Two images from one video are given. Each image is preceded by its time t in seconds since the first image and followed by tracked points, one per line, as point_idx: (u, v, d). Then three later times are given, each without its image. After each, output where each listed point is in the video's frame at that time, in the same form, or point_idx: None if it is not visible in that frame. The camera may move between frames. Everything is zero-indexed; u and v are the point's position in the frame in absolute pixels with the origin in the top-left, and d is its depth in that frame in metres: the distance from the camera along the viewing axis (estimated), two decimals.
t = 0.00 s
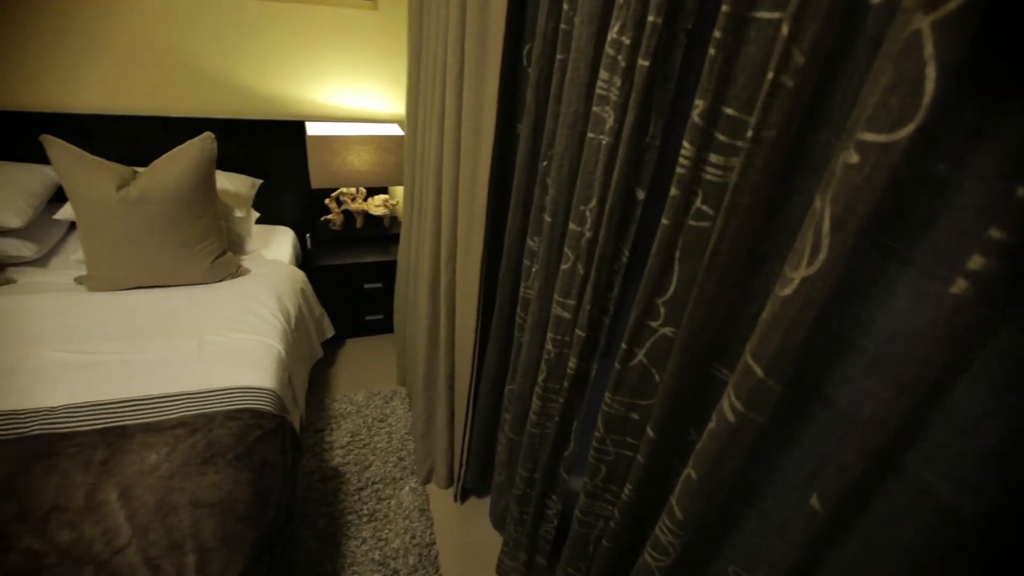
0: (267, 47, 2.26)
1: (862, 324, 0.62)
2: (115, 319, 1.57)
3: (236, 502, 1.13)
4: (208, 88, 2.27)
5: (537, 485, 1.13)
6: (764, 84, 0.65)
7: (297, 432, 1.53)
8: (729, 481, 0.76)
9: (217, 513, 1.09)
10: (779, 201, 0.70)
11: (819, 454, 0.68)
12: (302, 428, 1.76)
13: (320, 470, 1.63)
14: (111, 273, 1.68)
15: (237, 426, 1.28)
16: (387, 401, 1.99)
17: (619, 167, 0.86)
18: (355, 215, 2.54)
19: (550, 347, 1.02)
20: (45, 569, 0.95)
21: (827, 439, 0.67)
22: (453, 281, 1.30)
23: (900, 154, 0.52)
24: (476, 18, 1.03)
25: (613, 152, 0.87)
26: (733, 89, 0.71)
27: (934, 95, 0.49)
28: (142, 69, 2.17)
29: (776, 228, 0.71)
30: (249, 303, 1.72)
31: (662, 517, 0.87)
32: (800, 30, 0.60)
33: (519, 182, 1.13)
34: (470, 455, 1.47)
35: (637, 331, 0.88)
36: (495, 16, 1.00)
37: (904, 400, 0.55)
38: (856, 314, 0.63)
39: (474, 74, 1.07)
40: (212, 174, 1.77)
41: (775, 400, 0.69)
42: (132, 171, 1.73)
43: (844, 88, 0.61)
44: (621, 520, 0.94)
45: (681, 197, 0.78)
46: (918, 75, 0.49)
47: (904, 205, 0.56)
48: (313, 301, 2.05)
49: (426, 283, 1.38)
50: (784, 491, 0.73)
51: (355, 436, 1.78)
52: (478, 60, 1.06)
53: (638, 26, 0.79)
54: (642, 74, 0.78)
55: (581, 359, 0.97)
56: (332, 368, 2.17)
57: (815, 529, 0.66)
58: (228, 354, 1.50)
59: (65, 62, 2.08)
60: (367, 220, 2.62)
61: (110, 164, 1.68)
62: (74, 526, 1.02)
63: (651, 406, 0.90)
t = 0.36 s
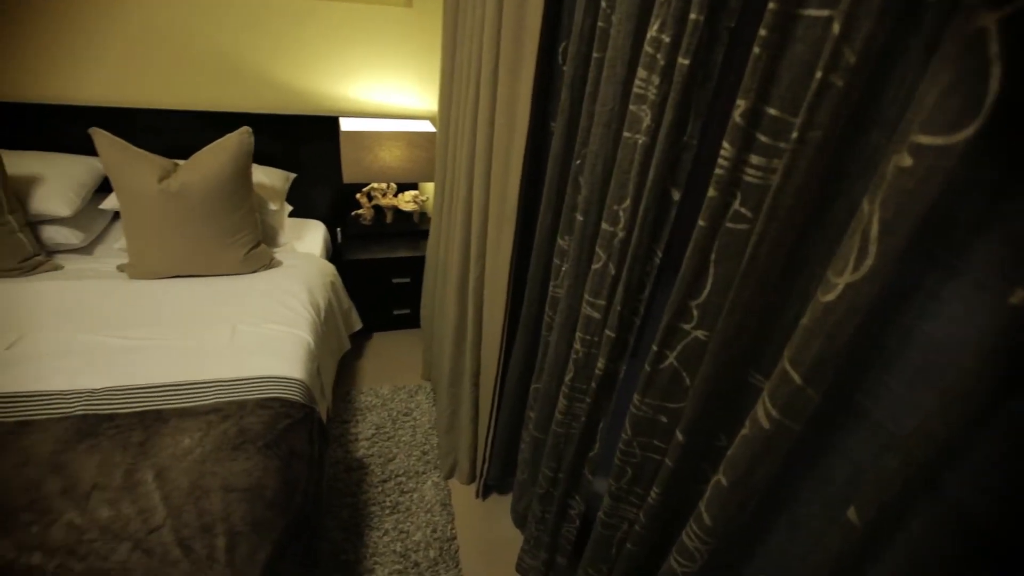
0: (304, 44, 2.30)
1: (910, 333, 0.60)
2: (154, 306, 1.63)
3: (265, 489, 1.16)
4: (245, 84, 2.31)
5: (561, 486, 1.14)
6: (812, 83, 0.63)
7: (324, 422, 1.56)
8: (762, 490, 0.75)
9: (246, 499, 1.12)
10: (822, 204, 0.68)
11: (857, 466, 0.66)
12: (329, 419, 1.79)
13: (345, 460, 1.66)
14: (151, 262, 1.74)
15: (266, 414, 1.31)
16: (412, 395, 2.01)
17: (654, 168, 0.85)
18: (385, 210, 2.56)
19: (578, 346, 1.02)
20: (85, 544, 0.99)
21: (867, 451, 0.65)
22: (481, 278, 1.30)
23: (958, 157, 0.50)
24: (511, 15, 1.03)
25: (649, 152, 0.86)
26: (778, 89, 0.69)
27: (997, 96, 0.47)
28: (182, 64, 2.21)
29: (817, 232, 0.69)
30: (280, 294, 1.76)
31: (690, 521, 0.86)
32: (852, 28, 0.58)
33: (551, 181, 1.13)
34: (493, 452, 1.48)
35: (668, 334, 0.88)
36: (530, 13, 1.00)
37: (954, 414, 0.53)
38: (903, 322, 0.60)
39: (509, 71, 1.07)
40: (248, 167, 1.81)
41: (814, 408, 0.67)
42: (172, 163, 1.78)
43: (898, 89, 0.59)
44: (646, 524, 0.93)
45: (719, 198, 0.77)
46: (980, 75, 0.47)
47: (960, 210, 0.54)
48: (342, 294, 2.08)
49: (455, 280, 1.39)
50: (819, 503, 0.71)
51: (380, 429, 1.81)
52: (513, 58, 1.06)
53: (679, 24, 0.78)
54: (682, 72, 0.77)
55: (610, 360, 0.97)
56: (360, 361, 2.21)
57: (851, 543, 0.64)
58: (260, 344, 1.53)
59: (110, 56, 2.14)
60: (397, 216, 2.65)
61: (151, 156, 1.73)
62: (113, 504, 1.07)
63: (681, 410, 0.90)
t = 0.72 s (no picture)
0: (339, 41, 2.31)
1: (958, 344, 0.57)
2: (190, 294, 1.68)
3: (292, 476, 1.18)
4: (280, 80, 2.33)
5: (584, 486, 1.14)
6: (862, 83, 0.61)
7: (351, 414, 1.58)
8: (794, 500, 0.73)
9: (274, 485, 1.15)
10: (868, 208, 0.66)
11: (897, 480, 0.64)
12: (355, 410, 1.82)
13: (369, 452, 1.68)
14: (187, 252, 1.79)
15: (295, 403, 1.34)
16: (437, 390, 2.02)
17: (690, 168, 0.84)
18: (415, 205, 2.59)
19: (607, 346, 1.03)
20: (122, 521, 1.04)
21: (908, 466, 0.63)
22: (509, 275, 1.30)
23: (1018, 161, 0.48)
24: (548, 13, 1.03)
25: (686, 152, 0.85)
26: (824, 88, 0.67)
27: None
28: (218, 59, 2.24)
29: (860, 237, 0.67)
30: (311, 286, 1.79)
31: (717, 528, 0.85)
32: (907, 26, 0.57)
33: (583, 180, 1.12)
34: (516, 450, 1.48)
35: (701, 337, 0.87)
36: (567, 11, 0.99)
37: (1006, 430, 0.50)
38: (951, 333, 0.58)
39: (544, 70, 1.07)
40: (282, 161, 1.85)
41: (853, 419, 0.65)
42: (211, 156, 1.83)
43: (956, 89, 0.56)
44: (671, 529, 0.93)
45: (758, 200, 0.76)
46: None
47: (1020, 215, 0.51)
48: (370, 288, 2.11)
49: (483, 277, 1.39)
50: (853, 516, 0.69)
51: (404, 423, 1.83)
52: (549, 56, 1.06)
53: (721, 20, 0.76)
54: (723, 72, 0.76)
55: (639, 361, 0.98)
56: (386, 354, 2.24)
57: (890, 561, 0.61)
58: (290, 335, 1.57)
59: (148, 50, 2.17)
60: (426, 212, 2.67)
61: (192, 149, 1.78)
62: (148, 485, 1.10)
63: (711, 415, 0.89)
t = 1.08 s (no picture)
0: (375, 39, 2.33)
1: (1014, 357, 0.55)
2: (226, 284, 1.73)
3: (319, 465, 1.20)
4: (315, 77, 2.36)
5: (608, 487, 1.15)
6: (916, 83, 0.59)
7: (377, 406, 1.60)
8: (829, 511, 0.71)
9: (302, 473, 1.17)
10: (919, 212, 0.64)
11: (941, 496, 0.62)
12: (381, 403, 1.85)
13: (394, 445, 1.70)
14: (222, 243, 1.84)
15: (324, 394, 1.37)
16: (461, 385, 2.03)
17: (728, 170, 0.83)
18: (445, 202, 2.58)
19: (636, 348, 1.03)
20: (158, 502, 1.07)
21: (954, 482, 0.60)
22: (539, 274, 1.30)
23: None
24: (585, 11, 1.02)
25: (725, 153, 0.84)
26: (874, 88, 0.64)
27: None
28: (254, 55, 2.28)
29: (909, 243, 0.65)
30: (342, 279, 1.83)
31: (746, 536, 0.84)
32: (969, 25, 0.55)
33: (617, 180, 1.12)
34: (539, 448, 1.48)
35: (735, 341, 0.86)
36: (605, 10, 0.99)
37: None
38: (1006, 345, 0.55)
39: (580, 68, 1.07)
40: (316, 156, 1.88)
41: (896, 431, 0.63)
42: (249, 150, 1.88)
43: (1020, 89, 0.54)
44: (698, 535, 0.92)
45: (800, 202, 0.74)
46: None
47: None
48: (398, 283, 2.13)
49: (512, 275, 1.40)
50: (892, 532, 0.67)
51: (428, 417, 1.85)
52: (584, 54, 1.05)
53: (766, 18, 0.75)
54: (767, 71, 0.75)
55: (668, 364, 0.98)
56: (413, 349, 2.26)
57: None
58: (320, 326, 1.60)
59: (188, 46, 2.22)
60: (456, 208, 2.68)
61: (230, 143, 1.83)
62: (183, 467, 1.14)
63: (743, 421, 0.88)
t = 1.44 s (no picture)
0: (407, 36, 2.34)
1: None
2: (258, 275, 1.77)
3: (344, 456, 1.22)
4: (346, 73, 2.38)
5: (631, 490, 1.15)
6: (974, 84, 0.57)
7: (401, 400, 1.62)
8: (864, 525, 0.69)
9: (327, 463, 1.19)
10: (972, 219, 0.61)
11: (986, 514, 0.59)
12: (404, 397, 1.87)
13: (417, 439, 1.72)
14: (255, 235, 1.89)
15: (350, 386, 1.39)
16: (485, 382, 2.04)
17: (766, 172, 0.81)
18: (473, 199, 2.57)
19: (664, 350, 1.03)
20: (189, 485, 1.10)
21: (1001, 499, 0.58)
22: (566, 273, 1.30)
23: None
24: (620, 9, 1.01)
25: (763, 155, 0.82)
26: (927, 88, 0.62)
27: None
28: (288, 52, 2.31)
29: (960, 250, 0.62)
30: (370, 274, 1.85)
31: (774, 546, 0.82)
32: None
33: (649, 180, 1.11)
34: (562, 448, 1.48)
35: (769, 347, 0.84)
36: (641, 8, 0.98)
37: None
38: None
39: (614, 67, 1.06)
40: (349, 152, 1.91)
41: (940, 446, 0.60)
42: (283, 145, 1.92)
43: None
44: (723, 542, 0.91)
45: (841, 206, 0.72)
46: None
47: None
48: (425, 279, 2.15)
49: (539, 273, 1.40)
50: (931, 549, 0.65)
51: (451, 413, 1.86)
52: (619, 53, 1.04)
53: (811, 16, 0.73)
54: (810, 70, 0.73)
55: (697, 367, 0.98)
56: (437, 344, 2.28)
57: None
58: (348, 319, 1.62)
59: (224, 42, 2.27)
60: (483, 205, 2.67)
61: (265, 138, 1.87)
62: (213, 453, 1.17)
63: (774, 428, 0.86)
